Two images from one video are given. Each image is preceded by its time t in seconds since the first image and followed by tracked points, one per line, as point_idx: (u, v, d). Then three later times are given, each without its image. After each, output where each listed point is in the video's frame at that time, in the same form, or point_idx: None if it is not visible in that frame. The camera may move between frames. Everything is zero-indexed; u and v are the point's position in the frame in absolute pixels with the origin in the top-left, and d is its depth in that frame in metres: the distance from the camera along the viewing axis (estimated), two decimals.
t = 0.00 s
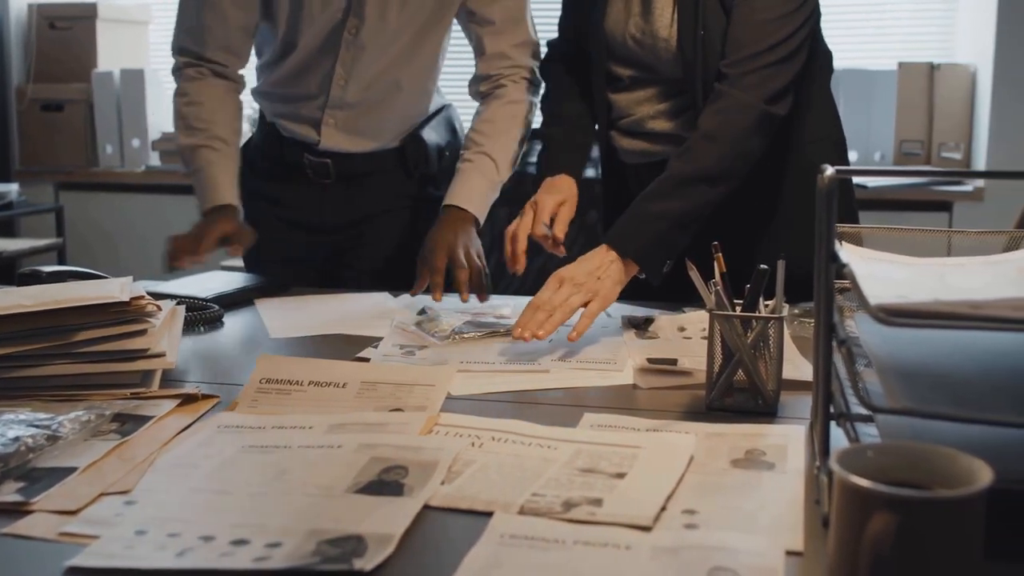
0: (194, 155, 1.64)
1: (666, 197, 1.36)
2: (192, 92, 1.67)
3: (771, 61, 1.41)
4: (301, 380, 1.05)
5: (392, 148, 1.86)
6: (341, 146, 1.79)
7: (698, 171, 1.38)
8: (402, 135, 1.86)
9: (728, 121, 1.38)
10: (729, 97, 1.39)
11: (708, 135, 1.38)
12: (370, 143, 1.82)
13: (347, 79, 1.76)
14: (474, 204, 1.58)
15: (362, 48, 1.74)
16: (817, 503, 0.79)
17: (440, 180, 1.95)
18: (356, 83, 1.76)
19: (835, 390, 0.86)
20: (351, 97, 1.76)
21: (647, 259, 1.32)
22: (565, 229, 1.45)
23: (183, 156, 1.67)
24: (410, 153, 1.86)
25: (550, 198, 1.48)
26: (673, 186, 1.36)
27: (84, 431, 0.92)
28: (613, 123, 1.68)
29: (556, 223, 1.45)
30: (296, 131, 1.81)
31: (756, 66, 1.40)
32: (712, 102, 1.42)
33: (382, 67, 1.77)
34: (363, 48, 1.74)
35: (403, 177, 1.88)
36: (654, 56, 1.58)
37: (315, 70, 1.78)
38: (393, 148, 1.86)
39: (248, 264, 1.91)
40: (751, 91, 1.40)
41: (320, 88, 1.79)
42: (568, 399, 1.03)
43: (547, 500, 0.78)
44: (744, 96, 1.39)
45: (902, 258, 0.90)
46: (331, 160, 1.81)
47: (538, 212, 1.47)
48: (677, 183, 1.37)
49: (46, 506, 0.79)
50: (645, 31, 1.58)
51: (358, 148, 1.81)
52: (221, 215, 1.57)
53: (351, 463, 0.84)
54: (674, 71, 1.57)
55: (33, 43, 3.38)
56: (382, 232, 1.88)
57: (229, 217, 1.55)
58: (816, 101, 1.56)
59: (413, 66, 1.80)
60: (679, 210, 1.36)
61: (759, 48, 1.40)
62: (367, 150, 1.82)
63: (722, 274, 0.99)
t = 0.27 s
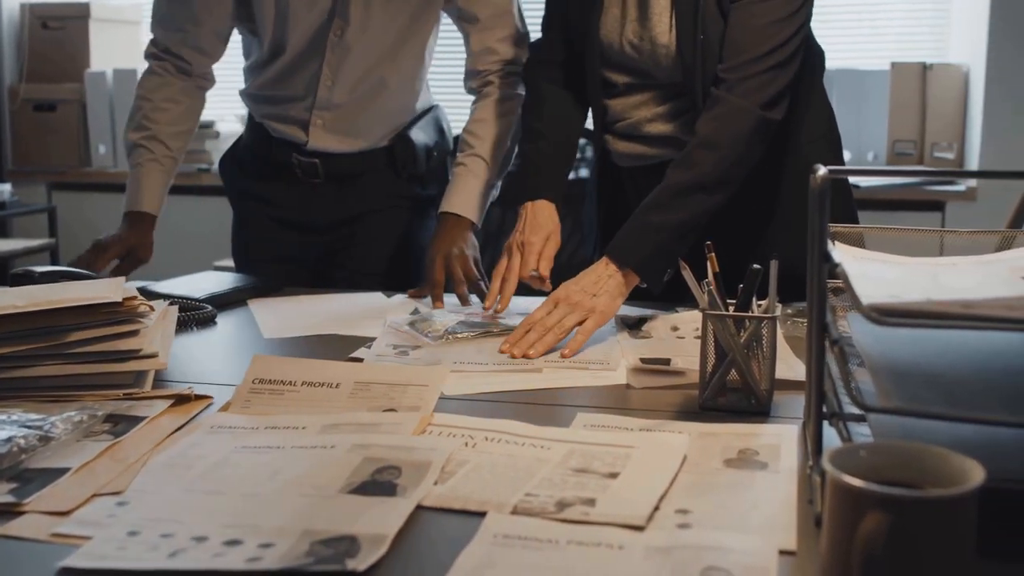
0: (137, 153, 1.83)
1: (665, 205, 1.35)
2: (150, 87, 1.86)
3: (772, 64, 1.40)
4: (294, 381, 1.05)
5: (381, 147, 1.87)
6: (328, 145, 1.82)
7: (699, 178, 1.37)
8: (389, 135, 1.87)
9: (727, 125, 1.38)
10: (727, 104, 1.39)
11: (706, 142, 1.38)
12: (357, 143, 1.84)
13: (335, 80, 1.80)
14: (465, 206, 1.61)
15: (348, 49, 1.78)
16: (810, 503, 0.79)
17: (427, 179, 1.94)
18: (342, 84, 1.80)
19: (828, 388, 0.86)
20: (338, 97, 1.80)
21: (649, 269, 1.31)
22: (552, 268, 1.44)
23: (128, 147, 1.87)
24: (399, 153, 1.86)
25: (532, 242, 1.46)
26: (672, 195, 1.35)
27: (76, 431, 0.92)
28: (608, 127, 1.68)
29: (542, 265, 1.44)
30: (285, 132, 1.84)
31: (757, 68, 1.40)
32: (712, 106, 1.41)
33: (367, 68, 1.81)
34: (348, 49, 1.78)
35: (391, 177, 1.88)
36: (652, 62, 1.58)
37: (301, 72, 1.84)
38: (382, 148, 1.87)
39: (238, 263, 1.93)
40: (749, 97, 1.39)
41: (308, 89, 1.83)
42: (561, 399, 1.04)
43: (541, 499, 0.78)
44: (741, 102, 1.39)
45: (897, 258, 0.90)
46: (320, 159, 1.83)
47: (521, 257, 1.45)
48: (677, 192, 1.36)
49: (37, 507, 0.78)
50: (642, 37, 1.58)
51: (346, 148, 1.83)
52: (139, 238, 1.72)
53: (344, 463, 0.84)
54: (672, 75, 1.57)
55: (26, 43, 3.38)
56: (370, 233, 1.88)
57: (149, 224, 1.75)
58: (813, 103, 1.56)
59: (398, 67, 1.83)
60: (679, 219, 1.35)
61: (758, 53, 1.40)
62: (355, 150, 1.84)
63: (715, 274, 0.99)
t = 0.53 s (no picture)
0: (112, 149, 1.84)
1: (659, 209, 1.35)
2: (121, 84, 1.87)
3: (770, 67, 1.41)
4: (286, 381, 1.05)
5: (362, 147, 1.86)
6: (307, 144, 1.83)
7: (695, 183, 1.37)
8: (372, 134, 1.87)
9: (724, 129, 1.38)
10: (723, 108, 1.38)
11: (701, 147, 1.38)
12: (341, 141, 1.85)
13: (314, 79, 1.83)
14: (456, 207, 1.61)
15: (327, 47, 1.82)
16: (802, 502, 0.79)
17: (409, 179, 1.92)
18: (322, 82, 1.83)
19: (819, 388, 0.86)
20: (318, 95, 1.83)
21: (644, 272, 1.31)
22: (541, 277, 1.46)
23: (99, 144, 1.87)
24: (379, 152, 1.85)
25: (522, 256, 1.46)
26: (666, 199, 1.35)
27: (67, 432, 0.92)
28: (599, 129, 1.68)
29: (531, 275, 1.46)
30: (267, 130, 1.86)
31: (753, 71, 1.40)
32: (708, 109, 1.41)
33: (346, 66, 1.84)
34: (327, 47, 1.82)
35: (374, 178, 1.87)
36: (645, 65, 1.58)
37: (283, 72, 1.86)
38: (364, 147, 1.86)
39: (225, 261, 1.94)
40: (745, 102, 1.39)
41: (289, 89, 1.86)
42: (553, 400, 1.04)
43: (532, 499, 0.78)
44: (737, 106, 1.38)
45: (890, 258, 0.90)
46: (302, 159, 1.84)
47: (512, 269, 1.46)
48: (671, 196, 1.36)
49: (27, 508, 0.78)
50: (634, 39, 1.57)
51: (327, 147, 1.84)
52: (123, 233, 1.71)
53: (336, 463, 0.84)
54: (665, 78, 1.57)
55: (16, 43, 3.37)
56: (354, 233, 1.87)
57: (132, 219, 1.74)
58: (806, 105, 1.56)
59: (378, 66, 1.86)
60: (674, 223, 1.35)
61: (755, 56, 1.40)
62: (337, 148, 1.84)
63: (706, 274, 0.99)
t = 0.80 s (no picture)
0: (102, 149, 1.83)
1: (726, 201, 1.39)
2: (108, 84, 1.87)
3: (794, 73, 1.46)
4: (279, 381, 1.05)
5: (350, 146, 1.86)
6: (295, 143, 1.82)
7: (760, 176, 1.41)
8: (360, 134, 1.87)
9: (778, 125, 1.43)
10: (778, 106, 1.43)
11: (761, 142, 1.42)
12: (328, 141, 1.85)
13: (302, 79, 1.83)
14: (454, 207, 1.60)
15: (314, 46, 1.82)
16: (794, 502, 0.80)
17: (397, 179, 1.92)
18: (309, 82, 1.83)
19: (812, 388, 0.86)
20: (305, 94, 1.83)
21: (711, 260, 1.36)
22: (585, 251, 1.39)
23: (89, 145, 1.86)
24: (367, 152, 1.85)
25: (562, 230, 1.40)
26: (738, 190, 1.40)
27: (59, 433, 0.91)
28: (595, 127, 1.67)
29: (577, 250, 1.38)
30: (254, 130, 1.86)
31: (780, 79, 1.45)
32: (745, 115, 1.47)
33: (333, 65, 1.84)
34: (314, 46, 1.82)
35: (362, 179, 1.87)
36: (646, 61, 1.58)
37: (271, 71, 1.86)
38: (352, 147, 1.86)
39: (214, 260, 1.94)
40: (795, 100, 1.45)
41: (277, 88, 1.86)
42: (546, 400, 1.04)
43: (525, 499, 0.78)
44: (790, 105, 1.44)
45: (883, 258, 0.91)
46: (289, 159, 1.83)
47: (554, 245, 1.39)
48: (737, 189, 1.40)
49: (19, 509, 0.78)
50: (636, 35, 1.57)
51: (314, 146, 1.83)
52: (119, 234, 1.71)
53: (328, 464, 0.84)
54: (671, 78, 1.58)
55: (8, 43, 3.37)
56: (342, 233, 1.87)
57: (128, 220, 1.74)
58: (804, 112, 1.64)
59: (366, 65, 1.85)
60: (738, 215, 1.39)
61: (786, 57, 1.46)
62: (325, 148, 1.84)
63: (699, 274, 1.00)
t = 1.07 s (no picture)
0: (94, 149, 1.83)
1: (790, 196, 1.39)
2: (99, 84, 1.86)
3: (818, 64, 1.50)
4: (272, 382, 1.05)
5: (341, 146, 1.87)
6: (287, 143, 1.83)
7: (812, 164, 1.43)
8: (351, 135, 1.88)
9: (813, 114, 1.45)
10: (816, 96, 1.46)
11: (809, 131, 1.44)
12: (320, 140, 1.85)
13: (293, 79, 1.83)
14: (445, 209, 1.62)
15: (304, 47, 1.81)
16: (787, 501, 0.80)
17: (389, 179, 1.93)
18: (300, 81, 1.83)
19: (804, 388, 0.87)
20: (296, 94, 1.83)
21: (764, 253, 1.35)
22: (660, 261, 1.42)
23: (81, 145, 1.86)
24: (359, 154, 1.86)
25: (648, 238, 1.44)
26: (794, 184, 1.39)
27: (51, 434, 0.91)
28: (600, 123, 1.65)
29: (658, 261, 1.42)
30: (245, 130, 1.86)
31: (807, 70, 1.49)
32: (773, 107, 1.50)
33: (325, 64, 1.83)
34: (305, 46, 1.81)
35: (353, 178, 1.88)
36: (656, 55, 1.57)
37: (262, 70, 1.86)
38: (343, 146, 1.87)
39: (206, 264, 1.94)
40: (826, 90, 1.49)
41: (269, 87, 1.86)
42: (540, 400, 1.04)
43: (518, 499, 0.78)
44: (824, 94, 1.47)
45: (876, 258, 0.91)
46: (282, 159, 1.83)
47: (641, 254, 1.42)
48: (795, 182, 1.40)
49: (11, 511, 0.78)
50: (649, 28, 1.57)
51: (305, 146, 1.83)
52: (112, 234, 1.71)
53: (321, 464, 0.84)
54: (685, 72, 1.59)
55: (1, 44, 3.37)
56: (334, 233, 1.87)
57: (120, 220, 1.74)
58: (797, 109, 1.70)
59: (358, 64, 1.85)
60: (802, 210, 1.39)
61: (810, 48, 1.50)
62: (316, 147, 1.84)
63: (692, 274, 1.00)
